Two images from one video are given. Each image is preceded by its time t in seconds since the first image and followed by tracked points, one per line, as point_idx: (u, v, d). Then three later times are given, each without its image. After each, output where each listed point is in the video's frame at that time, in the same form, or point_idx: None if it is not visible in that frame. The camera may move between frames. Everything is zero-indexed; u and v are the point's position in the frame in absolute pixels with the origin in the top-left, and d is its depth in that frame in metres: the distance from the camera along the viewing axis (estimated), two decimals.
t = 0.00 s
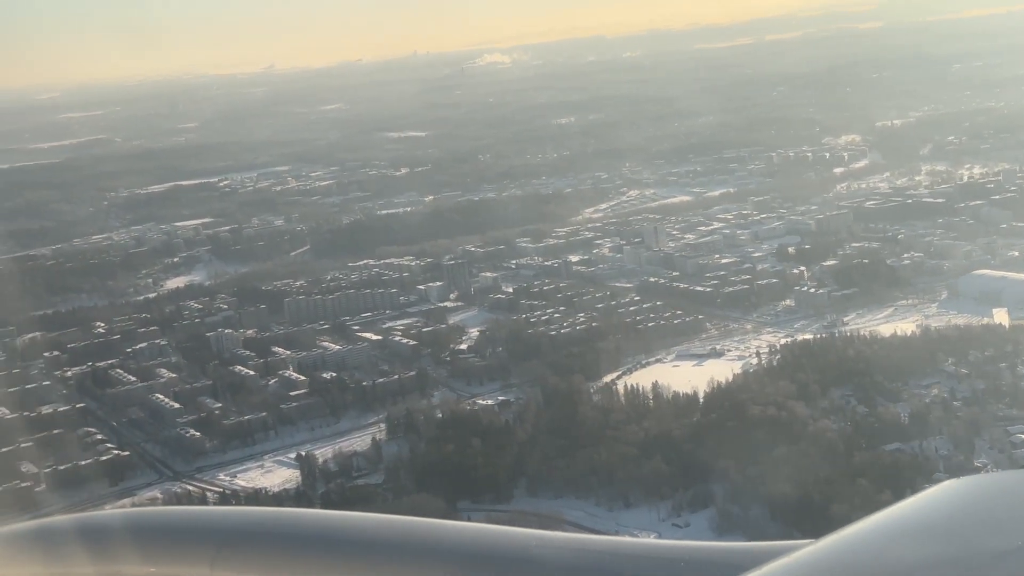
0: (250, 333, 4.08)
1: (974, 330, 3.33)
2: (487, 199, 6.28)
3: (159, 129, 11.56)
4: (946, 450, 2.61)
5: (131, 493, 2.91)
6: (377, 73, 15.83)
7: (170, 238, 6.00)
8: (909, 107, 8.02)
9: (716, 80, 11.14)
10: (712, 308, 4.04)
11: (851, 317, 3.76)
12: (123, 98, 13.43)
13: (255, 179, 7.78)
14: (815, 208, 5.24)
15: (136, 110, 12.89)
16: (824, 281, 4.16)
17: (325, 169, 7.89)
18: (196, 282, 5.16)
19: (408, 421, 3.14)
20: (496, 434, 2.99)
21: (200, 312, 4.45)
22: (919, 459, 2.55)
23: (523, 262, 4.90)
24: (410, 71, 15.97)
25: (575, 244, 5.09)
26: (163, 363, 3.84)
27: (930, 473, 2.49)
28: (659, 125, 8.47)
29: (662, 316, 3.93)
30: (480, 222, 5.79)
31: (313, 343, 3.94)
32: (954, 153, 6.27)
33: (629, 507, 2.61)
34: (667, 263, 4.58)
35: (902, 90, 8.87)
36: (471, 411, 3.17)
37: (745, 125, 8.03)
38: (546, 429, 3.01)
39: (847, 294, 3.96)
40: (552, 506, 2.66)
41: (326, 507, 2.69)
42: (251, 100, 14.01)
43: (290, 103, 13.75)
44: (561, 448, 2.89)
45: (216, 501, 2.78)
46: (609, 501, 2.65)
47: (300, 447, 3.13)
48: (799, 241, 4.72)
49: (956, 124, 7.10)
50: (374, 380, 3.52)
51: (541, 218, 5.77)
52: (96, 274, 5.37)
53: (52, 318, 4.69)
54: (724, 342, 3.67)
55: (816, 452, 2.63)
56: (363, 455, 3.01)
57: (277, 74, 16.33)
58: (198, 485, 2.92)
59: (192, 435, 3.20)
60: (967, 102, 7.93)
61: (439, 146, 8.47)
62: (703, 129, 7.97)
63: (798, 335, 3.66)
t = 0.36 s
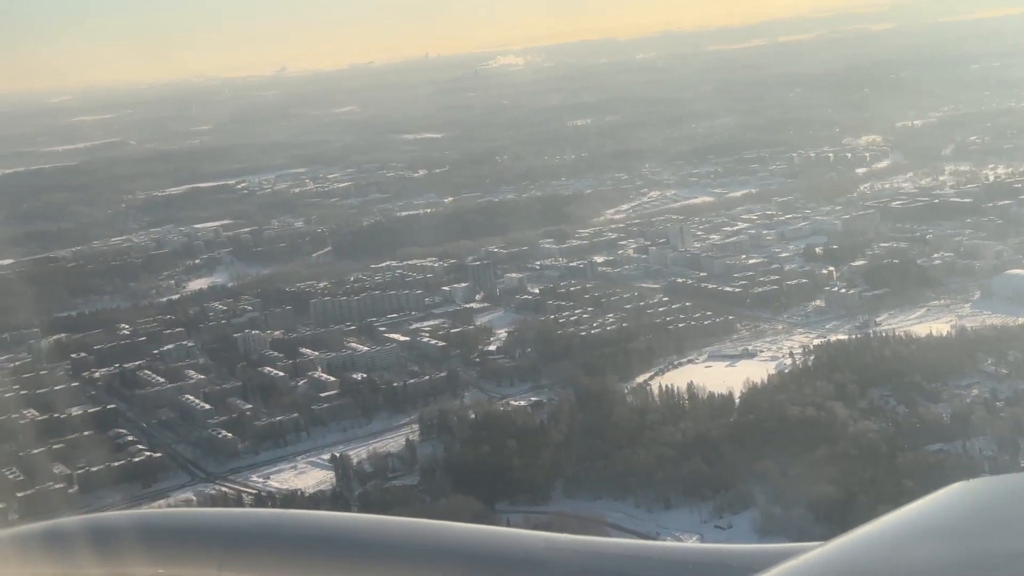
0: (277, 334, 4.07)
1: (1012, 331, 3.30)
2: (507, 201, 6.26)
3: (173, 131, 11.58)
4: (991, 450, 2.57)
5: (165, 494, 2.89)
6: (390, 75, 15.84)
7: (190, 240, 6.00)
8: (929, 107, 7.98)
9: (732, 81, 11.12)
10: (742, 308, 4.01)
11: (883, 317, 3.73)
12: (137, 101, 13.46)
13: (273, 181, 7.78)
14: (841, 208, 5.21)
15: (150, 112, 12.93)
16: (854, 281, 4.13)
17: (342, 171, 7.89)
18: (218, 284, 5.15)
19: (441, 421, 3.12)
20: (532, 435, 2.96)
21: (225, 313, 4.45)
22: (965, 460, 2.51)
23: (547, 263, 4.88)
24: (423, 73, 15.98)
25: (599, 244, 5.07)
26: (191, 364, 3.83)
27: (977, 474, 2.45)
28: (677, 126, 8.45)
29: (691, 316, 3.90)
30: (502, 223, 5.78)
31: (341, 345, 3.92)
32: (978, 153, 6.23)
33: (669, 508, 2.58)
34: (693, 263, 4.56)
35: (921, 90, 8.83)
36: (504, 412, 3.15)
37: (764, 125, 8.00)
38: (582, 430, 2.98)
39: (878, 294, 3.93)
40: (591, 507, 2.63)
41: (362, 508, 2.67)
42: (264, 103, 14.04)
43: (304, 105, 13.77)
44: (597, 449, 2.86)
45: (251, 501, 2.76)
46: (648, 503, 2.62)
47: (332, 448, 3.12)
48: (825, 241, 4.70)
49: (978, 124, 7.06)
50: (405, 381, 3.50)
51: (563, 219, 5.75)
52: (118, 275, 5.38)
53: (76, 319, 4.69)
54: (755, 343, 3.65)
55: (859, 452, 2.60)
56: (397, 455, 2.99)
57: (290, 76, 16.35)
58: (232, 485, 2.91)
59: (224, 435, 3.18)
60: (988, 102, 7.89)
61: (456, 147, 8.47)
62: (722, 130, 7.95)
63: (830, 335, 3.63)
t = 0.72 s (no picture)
0: (308, 334, 4.05)
1: None
2: (532, 201, 6.25)
3: (192, 132, 11.60)
4: None
5: (203, 493, 2.87)
6: (406, 76, 15.85)
7: (215, 240, 6.00)
8: (953, 107, 7.94)
9: (751, 82, 11.09)
10: (777, 309, 3.98)
11: (922, 317, 3.69)
12: (155, 102, 13.49)
13: (294, 182, 7.79)
14: (871, 210, 5.18)
15: (167, 112, 12.94)
16: (889, 281, 4.10)
17: (363, 172, 7.88)
18: (245, 283, 5.14)
19: (480, 422, 3.10)
20: (574, 436, 2.93)
21: (255, 313, 4.44)
22: (1018, 463, 2.47)
23: (576, 263, 4.86)
24: (439, 74, 15.98)
25: (628, 245, 5.05)
26: (224, 364, 3.82)
27: None
28: (699, 127, 8.42)
29: (727, 317, 3.87)
30: (528, 224, 5.75)
31: (373, 345, 3.91)
32: (1007, 154, 6.18)
33: (717, 510, 2.55)
34: (725, 264, 4.53)
35: (944, 90, 8.78)
36: (544, 412, 3.13)
37: (787, 126, 7.96)
38: (623, 431, 2.95)
39: (915, 294, 3.89)
40: (636, 509, 2.61)
41: (406, 508, 2.64)
42: (281, 104, 14.05)
43: (320, 106, 13.77)
44: (641, 450, 2.84)
45: (292, 501, 2.74)
46: (694, 504, 2.59)
47: (370, 448, 3.10)
48: (857, 241, 4.67)
49: (1005, 124, 7.01)
50: (441, 382, 3.48)
51: (589, 219, 5.73)
52: (145, 275, 5.38)
53: (105, 318, 4.69)
54: (791, 342, 3.62)
55: (911, 454, 2.56)
56: (438, 456, 2.96)
57: (305, 78, 16.37)
58: (270, 485, 2.88)
59: (261, 435, 3.17)
60: (1013, 103, 7.84)
61: (476, 148, 8.45)
62: (744, 131, 7.92)
63: (869, 335, 3.60)
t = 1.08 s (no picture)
0: (339, 335, 4.04)
1: None
2: (557, 203, 6.22)
3: (210, 134, 11.61)
4: None
5: (242, 494, 2.85)
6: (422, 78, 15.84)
7: (239, 241, 5.99)
8: (979, 109, 7.88)
9: (771, 85, 11.05)
10: (812, 310, 3.94)
11: (961, 320, 3.65)
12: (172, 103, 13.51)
13: (316, 183, 7.77)
14: (901, 212, 5.14)
15: (185, 112, 12.94)
16: (925, 284, 4.06)
17: (385, 173, 7.87)
18: (271, 284, 5.13)
19: (519, 423, 3.07)
20: (617, 438, 2.90)
21: (284, 313, 4.43)
22: None
23: (605, 265, 4.83)
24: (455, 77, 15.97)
25: (657, 247, 5.02)
26: (256, 364, 3.80)
27: None
28: (721, 129, 8.38)
29: (762, 319, 3.84)
30: (553, 226, 5.73)
31: (405, 346, 3.89)
32: None
33: (765, 513, 2.51)
34: (757, 266, 4.50)
35: (968, 92, 8.72)
36: (583, 414, 3.10)
37: (810, 128, 7.93)
38: (665, 433, 2.92)
39: (953, 296, 3.85)
40: (682, 512, 2.57)
41: (448, 510, 2.62)
42: (298, 106, 14.05)
43: (337, 108, 13.76)
44: (684, 452, 2.80)
45: (333, 501, 2.71)
46: (741, 506, 2.56)
47: (407, 449, 3.07)
48: (889, 243, 4.63)
49: None
50: (477, 383, 3.46)
51: (615, 221, 5.70)
52: (171, 275, 5.38)
53: (133, 319, 4.68)
54: (828, 345, 3.58)
55: (962, 457, 2.52)
56: (477, 457, 2.93)
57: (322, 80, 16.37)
58: (309, 485, 2.86)
59: (297, 436, 3.15)
60: None
61: (498, 149, 8.42)
62: (767, 133, 7.88)
63: (908, 338, 3.56)
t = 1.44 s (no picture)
0: (365, 336, 4.02)
1: None
2: (576, 204, 6.20)
3: (223, 134, 11.60)
4: None
5: (272, 493, 2.82)
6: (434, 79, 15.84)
7: (258, 241, 5.98)
8: (997, 111, 7.85)
9: (785, 87, 11.02)
10: (841, 311, 3.91)
11: (993, 321, 3.61)
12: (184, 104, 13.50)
13: (332, 184, 7.76)
14: (926, 214, 5.11)
15: (197, 112, 12.94)
16: (954, 286, 4.03)
17: (401, 174, 7.85)
18: (292, 284, 5.12)
19: (551, 424, 3.05)
20: (652, 439, 2.87)
21: (308, 313, 4.41)
22: None
23: (629, 266, 4.81)
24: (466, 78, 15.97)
25: (680, 248, 4.99)
26: (282, 364, 3.78)
27: None
28: (738, 131, 8.36)
29: (791, 321, 3.81)
30: (573, 227, 5.70)
31: (431, 346, 3.87)
32: None
33: (804, 515, 2.49)
34: (782, 267, 4.47)
35: (986, 94, 8.69)
36: (615, 414, 3.08)
37: (828, 130, 7.90)
38: (700, 434, 2.89)
39: (983, 298, 3.82)
40: (721, 514, 2.54)
41: (484, 511, 2.59)
42: (310, 106, 14.05)
43: (349, 109, 13.76)
44: (720, 454, 2.78)
45: (367, 502, 2.69)
46: (779, 509, 2.53)
47: (438, 449, 3.05)
48: (915, 245, 4.60)
49: None
50: (506, 384, 3.44)
51: (636, 221, 5.68)
52: (191, 275, 5.37)
53: (155, 318, 4.66)
54: (858, 346, 3.56)
55: (1004, 460, 2.50)
56: (511, 458, 2.91)
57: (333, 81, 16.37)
58: (340, 485, 2.83)
59: (327, 435, 3.12)
60: None
61: (513, 151, 8.41)
62: (785, 135, 7.86)
63: (940, 339, 3.53)
